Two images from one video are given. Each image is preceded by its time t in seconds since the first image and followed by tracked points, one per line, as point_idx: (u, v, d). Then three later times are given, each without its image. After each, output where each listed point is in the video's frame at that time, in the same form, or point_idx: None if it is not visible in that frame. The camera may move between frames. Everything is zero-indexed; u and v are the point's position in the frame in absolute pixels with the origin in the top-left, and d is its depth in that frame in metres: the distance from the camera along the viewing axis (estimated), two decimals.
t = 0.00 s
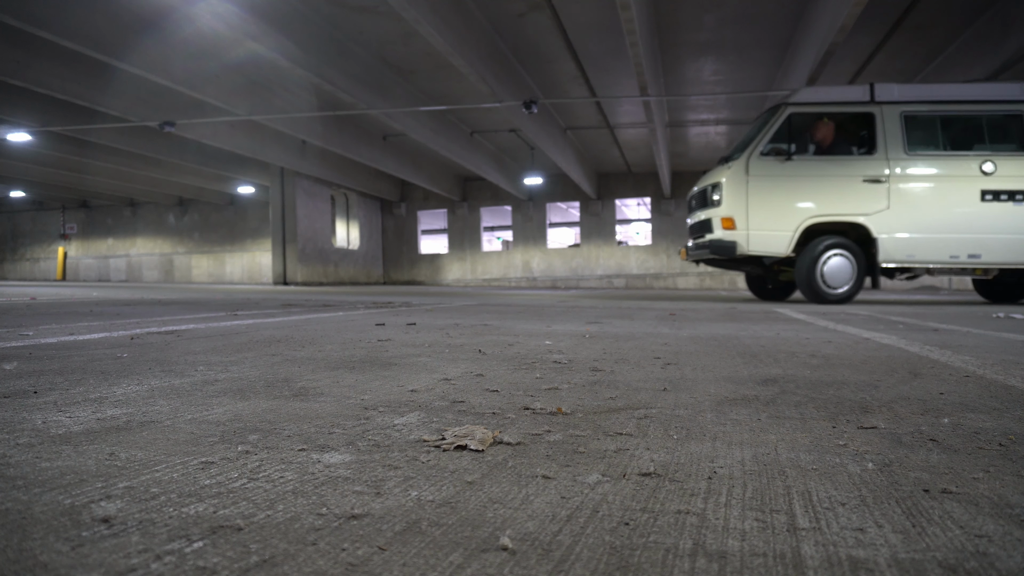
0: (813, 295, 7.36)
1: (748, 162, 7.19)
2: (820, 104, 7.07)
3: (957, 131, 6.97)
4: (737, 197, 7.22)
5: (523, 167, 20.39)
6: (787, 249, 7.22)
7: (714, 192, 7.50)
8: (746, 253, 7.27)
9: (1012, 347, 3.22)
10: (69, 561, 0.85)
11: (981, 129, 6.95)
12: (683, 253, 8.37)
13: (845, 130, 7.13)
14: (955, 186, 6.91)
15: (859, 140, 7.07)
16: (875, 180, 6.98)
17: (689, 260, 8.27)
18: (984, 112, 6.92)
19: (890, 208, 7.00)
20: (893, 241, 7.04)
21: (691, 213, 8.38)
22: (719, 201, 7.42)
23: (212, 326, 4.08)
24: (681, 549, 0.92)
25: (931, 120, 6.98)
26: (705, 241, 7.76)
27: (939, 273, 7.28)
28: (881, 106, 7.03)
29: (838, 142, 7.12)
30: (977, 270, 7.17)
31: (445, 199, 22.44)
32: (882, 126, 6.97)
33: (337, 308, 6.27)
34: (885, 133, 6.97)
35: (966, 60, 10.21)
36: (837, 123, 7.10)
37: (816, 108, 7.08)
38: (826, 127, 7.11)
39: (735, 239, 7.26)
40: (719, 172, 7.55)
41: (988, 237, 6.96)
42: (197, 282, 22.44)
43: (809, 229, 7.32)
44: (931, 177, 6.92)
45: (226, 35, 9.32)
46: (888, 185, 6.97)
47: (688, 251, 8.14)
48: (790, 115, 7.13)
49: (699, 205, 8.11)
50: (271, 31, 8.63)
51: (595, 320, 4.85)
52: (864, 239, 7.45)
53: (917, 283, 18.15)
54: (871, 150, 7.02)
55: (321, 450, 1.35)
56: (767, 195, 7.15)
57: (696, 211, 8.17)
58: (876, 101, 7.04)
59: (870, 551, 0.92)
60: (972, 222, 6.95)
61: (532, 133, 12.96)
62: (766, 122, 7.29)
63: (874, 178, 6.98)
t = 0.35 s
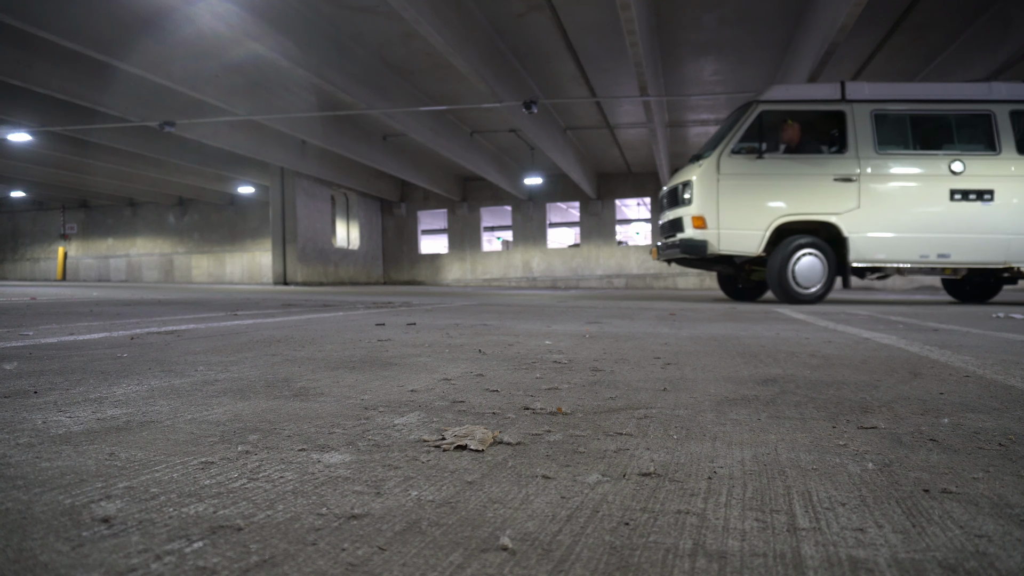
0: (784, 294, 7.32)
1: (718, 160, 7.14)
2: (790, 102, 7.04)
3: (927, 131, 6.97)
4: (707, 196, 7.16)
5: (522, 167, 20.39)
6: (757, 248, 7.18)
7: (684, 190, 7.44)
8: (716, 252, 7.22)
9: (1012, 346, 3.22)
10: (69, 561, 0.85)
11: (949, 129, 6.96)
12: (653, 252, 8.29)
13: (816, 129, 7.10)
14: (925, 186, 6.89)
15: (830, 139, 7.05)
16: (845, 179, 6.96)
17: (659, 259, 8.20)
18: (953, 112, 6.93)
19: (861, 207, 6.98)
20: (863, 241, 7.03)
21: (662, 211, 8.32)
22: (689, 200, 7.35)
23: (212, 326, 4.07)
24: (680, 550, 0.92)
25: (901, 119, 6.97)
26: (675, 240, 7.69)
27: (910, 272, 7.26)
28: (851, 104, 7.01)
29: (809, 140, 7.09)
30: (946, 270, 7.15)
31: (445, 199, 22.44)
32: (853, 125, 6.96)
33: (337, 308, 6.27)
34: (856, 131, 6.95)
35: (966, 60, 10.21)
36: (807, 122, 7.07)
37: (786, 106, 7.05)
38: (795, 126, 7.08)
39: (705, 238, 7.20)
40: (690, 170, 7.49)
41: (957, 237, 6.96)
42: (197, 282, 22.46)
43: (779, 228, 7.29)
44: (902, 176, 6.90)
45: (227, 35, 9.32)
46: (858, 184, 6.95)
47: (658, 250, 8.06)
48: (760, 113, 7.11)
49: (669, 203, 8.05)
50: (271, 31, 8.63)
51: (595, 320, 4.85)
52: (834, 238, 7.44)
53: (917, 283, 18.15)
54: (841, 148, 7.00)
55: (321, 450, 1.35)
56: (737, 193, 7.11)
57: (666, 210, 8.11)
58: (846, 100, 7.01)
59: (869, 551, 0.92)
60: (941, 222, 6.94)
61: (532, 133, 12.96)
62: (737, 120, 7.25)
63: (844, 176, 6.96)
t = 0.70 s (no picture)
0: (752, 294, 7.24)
1: (686, 158, 7.10)
2: (758, 100, 7.03)
3: (894, 130, 6.97)
4: (675, 195, 7.11)
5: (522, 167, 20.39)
6: (726, 249, 7.14)
7: (653, 189, 7.38)
8: (684, 253, 7.17)
9: (1013, 346, 3.23)
10: (69, 561, 0.84)
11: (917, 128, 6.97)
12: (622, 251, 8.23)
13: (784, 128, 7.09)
14: (893, 185, 6.86)
15: (799, 138, 7.03)
16: (813, 178, 6.94)
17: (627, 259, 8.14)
18: (920, 111, 6.95)
19: (829, 207, 6.95)
20: (831, 241, 6.99)
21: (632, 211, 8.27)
22: (658, 199, 7.29)
23: (212, 326, 4.08)
24: (680, 550, 0.92)
25: (869, 118, 6.97)
26: (643, 239, 7.63)
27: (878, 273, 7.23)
28: (819, 103, 7.00)
29: (776, 138, 7.08)
30: (913, 269, 7.15)
31: (444, 199, 22.44)
32: (822, 123, 6.95)
33: (337, 308, 6.27)
34: (824, 130, 6.94)
35: (966, 60, 10.21)
36: (775, 121, 7.07)
37: (754, 104, 7.04)
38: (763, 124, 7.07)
39: (673, 238, 7.14)
40: (659, 169, 7.43)
41: (925, 237, 6.91)
42: (197, 282, 22.47)
43: (748, 228, 7.25)
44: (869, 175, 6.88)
45: (227, 35, 9.31)
46: (826, 183, 6.92)
47: (627, 249, 8.00)
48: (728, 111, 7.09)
49: (638, 203, 8.00)
50: (271, 31, 8.63)
51: (595, 320, 4.85)
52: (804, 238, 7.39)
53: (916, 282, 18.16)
54: (810, 147, 6.98)
55: (321, 450, 1.35)
56: (705, 193, 7.06)
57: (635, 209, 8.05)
58: (814, 98, 6.99)
59: (869, 550, 0.92)
60: (909, 222, 6.89)
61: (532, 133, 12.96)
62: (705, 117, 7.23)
63: (813, 176, 6.94)
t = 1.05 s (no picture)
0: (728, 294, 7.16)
1: (661, 155, 7.01)
2: (734, 96, 7.01)
3: (869, 129, 6.98)
4: (650, 192, 7.01)
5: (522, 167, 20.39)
6: (701, 247, 7.07)
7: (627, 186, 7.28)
8: (659, 251, 7.07)
9: (1012, 346, 3.23)
10: (69, 561, 0.84)
11: (891, 127, 6.98)
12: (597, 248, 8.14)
13: (760, 126, 7.05)
14: (868, 184, 6.84)
15: (774, 135, 6.99)
16: (789, 176, 6.89)
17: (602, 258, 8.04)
18: (894, 109, 6.96)
19: (804, 205, 6.90)
20: (807, 239, 6.95)
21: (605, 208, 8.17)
22: (633, 196, 7.19)
23: (212, 326, 4.07)
24: (680, 550, 0.92)
25: (845, 117, 6.96)
26: (618, 237, 7.54)
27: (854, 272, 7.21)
28: (795, 100, 6.98)
29: (752, 135, 7.03)
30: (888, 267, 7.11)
31: (444, 199, 22.43)
32: (797, 121, 6.93)
33: (337, 308, 6.26)
34: (799, 127, 6.91)
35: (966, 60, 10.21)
36: (751, 118, 7.04)
37: (730, 101, 7.00)
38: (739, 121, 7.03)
39: (648, 236, 7.05)
40: (634, 165, 7.34)
41: (900, 236, 6.89)
42: (197, 282, 22.49)
43: (724, 226, 7.20)
44: (844, 174, 6.85)
45: (227, 35, 9.31)
46: (802, 181, 6.87)
47: (602, 247, 7.91)
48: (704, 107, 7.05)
49: (613, 199, 7.90)
50: (271, 31, 8.64)
51: (595, 320, 4.85)
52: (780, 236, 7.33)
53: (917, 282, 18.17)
54: (785, 144, 6.95)
55: (321, 450, 1.35)
56: (680, 191, 6.98)
57: (610, 206, 7.95)
58: (790, 95, 6.99)
59: (869, 550, 0.92)
60: (884, 221, 6.87)
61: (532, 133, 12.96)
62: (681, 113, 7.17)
63: (788, 173, 6.89)
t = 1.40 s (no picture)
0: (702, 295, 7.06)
1: (635, 150, 6.84)
2: (708, 91, 6.91)
3: (842, 126, 6.94)
4: (623, 189, 6.82)
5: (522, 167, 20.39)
6: (675, 246, 6.89)
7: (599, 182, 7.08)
8: (633, 250, 6.87)
9: (1013, 346, 3.23)
10: (69, 561, 0.85)
11: (866, 125, 6.94)
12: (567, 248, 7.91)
13: (734, 122, 6.98)
14: (843, 182, 6.77)
15: (749, 132, 6.91)
16: (764, 173, 6.79)
17: (573, 258, 7.82)
18: (868, 107, 6.92)
19: (780, 203, 6.80)
20: (782, 239, 6.83)
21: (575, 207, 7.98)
22: (605, 193, 6.98)
23: (212, 326, 4.08)
24: (680, 550, 0.92)
25: (819, 114, 6.93)
26: (590, 236, 7.32)
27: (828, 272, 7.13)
28: (770, 96, 6.91)
29: (727, 131, 6.94)
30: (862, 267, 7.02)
31: (444, 199, 22.43)
32: (772, 117, 6.86)
33: (337, 308, 6.27)
34: (774, 124, 6.84)
35: (966, 60, 10.21)
36: (724, 114, 6.96)
37: (705, 96, 6.91)
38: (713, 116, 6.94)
39: (621, 234, 6.84)
40: (606, 162, 7.15)
41: (874, 235, 6.84)
42: (197, 282, 22.50)
43: (698, 225, 7.04)
44: (820, 171, 6.76)
45: (227, 35, 9.31)
46: (777, 179, 6.77)
47: (573, 246, 7.69)
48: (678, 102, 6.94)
49: (583, 197, 7.69)
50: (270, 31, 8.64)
51: (595, 320, 4.86)
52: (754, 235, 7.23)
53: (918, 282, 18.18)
54: (760, 141, 6.85)
55: (322, 450, 1.35)
56: (655, 188, 6.81)
57: (580, 204, 7.75)
58: (765, 91, 6.91)
59: (869, 550, 0.92)
60: (859, 219, 6.81)
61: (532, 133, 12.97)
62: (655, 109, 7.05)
63: (764, 171, 6.79)
